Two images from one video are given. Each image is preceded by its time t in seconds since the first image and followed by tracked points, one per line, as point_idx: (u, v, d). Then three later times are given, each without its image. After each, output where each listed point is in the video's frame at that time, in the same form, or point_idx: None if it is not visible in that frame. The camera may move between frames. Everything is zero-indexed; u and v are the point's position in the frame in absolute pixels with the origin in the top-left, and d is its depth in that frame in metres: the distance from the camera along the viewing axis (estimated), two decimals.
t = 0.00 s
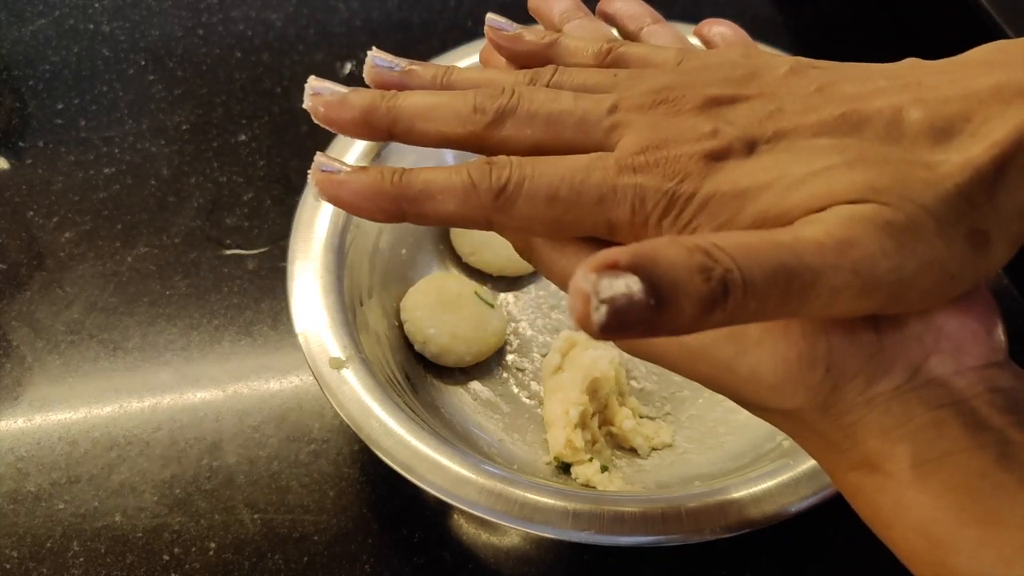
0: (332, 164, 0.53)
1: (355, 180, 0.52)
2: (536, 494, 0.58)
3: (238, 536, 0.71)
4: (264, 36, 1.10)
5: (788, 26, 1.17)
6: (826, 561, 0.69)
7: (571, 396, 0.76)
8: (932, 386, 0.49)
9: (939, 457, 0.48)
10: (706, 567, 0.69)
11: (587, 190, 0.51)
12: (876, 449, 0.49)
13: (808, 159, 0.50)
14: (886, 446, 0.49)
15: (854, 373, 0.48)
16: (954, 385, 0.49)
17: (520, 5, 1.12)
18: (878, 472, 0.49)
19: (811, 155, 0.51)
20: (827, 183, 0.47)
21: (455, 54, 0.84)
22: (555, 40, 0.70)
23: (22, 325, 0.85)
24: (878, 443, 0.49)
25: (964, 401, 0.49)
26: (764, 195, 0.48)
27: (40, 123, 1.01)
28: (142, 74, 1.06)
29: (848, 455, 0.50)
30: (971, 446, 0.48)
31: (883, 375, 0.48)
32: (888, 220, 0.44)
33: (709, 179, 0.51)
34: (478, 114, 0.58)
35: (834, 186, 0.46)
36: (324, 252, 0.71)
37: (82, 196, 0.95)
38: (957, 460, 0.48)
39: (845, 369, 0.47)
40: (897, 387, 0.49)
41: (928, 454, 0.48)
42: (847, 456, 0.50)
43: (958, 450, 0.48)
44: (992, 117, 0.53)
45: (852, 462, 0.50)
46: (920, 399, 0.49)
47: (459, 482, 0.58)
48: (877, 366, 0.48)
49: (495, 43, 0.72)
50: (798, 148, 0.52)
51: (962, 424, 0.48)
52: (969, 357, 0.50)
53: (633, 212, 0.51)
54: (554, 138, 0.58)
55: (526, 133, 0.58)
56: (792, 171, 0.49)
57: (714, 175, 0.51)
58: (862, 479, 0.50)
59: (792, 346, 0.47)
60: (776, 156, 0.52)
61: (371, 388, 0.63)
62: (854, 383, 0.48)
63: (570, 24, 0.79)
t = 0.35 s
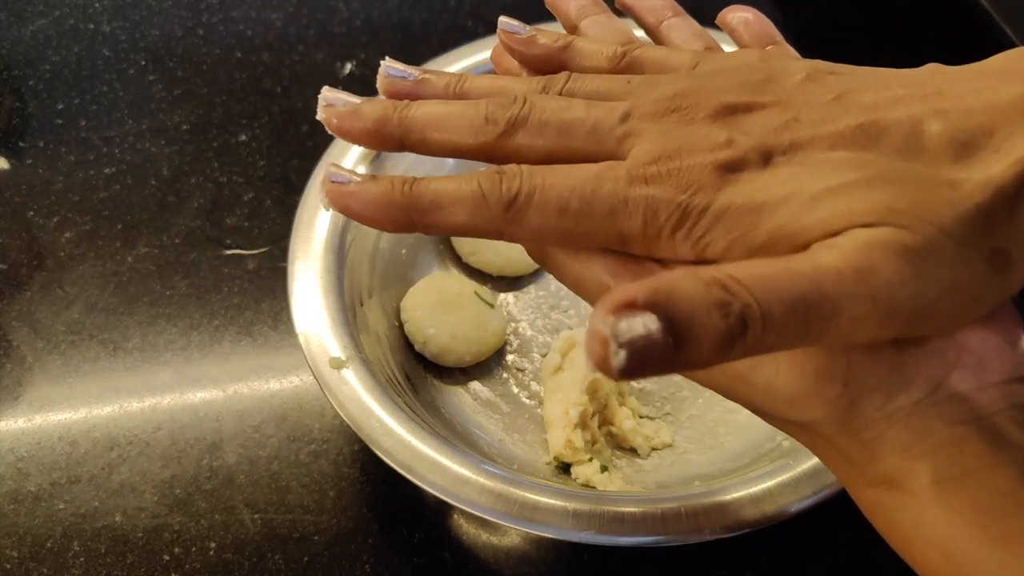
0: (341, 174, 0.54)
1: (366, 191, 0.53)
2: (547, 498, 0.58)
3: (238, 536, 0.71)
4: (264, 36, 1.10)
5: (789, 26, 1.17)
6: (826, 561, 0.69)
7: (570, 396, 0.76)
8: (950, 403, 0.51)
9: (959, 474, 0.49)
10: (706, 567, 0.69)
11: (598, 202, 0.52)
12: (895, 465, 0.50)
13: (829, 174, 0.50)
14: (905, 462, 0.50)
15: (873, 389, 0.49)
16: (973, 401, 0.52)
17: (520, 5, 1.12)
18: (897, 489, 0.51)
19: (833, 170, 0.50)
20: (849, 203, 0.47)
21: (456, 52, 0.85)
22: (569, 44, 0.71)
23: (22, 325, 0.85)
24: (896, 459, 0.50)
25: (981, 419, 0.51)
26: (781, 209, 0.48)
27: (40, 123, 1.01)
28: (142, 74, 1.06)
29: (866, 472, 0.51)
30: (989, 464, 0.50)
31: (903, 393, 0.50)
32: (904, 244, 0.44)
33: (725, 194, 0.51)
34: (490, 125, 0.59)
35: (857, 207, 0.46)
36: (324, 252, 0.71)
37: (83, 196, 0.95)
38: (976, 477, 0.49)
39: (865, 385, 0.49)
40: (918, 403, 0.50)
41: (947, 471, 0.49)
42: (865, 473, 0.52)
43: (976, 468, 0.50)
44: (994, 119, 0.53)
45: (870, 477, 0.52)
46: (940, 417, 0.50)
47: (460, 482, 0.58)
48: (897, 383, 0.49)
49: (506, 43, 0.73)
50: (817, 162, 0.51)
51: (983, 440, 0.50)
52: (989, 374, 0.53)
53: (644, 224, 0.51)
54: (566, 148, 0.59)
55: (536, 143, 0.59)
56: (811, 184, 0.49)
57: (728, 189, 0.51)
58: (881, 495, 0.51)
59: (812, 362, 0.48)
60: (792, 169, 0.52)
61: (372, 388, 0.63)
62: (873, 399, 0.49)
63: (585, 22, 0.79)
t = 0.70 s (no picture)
0: None
1: None
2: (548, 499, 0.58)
3: (238, 536, 0.71)
4: (264, 36, 1.09)
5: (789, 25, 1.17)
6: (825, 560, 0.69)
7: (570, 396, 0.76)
8: (936, 445, 0.54)
9: (950, 522, 0.52)
10: (706, 567, 0.69)
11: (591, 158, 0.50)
12: (886, 518, 0.54)
13: (801, 228, 0.55)
14: (896, 513, 0.54)
15: (852, 450, 0.52)
16: (957, 441, 0.54)
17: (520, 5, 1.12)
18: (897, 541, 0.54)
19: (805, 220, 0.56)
20: (823, 263, 0.53)
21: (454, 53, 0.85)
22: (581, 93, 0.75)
23: (23, 325, 0.85)
24: (887, 510, 0.54)
25: (971, 462, 0.53)
26: (759, 266, 0.54)
27: (40, 123, 1.01)
28: (142, 74, 1.06)
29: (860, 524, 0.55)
30: (982, 509, 0.52)
31: (885, 445, 0.53)
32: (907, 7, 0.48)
33: (705, 245, 0.56)
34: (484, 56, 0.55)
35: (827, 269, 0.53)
36: (324, 252, 0.71)
37: (83, 196, 0.95)
38: (970, 523, 0.52)
39: (842, 448, 0.52)
40: (899, 454, 0.54)
41: (938, 518, 0.52)
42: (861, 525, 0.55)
43: (970, 513, 0.52)
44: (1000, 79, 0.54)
45: (864, 528, 0.55)
46: (921, 463, 0.54)
47: (459, 482, 0.58)
48: (876, 440, 0.53)
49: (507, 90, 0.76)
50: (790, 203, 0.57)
51: (970, 485, 0.53)
52: (974, 410, 0.54)
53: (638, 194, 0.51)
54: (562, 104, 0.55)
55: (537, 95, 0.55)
56: (784, 240, 0.55)
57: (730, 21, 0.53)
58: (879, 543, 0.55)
59: (792, 432, 0.49)
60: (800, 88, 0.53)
61: (371, 388, 0.63)
62: (853, 458, 0.53)
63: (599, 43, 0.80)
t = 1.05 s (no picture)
0: None
1: None
2: (549, 500, 0.58)
3: (238, 536, 0.71)
4: (264, 36, 1.09)
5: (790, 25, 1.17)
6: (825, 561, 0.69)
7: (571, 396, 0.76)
8: (901, 462, 0.54)
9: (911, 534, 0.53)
10: (705, 567, 0.69)
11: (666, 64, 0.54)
12: (853, 533, 0.55)
13: (772, 256, 0.56)
14: (861, 527, 0.54)
15: (815, 471, 0.53)
16: (922, 457, 0.54)
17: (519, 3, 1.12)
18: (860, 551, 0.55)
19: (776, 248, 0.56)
20: (793, 292, 0.54)
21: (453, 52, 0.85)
22: (571, 78, 0.75)
23: (23, 325, 0.85)
24: (854, 525, 0.55)
25: (931, 476, 0.53)
26: (731, 294, 0.55)
27: (40, 123, 1.01)
28: (142, 74, 1.06)
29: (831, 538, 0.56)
30: (942, 520, 0.52)
31: (848, 464, 0.54)
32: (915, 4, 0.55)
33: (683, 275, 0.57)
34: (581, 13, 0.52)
35: (795, 296, 0.54)
36: (324, 252, 0.71)
37: (83, 196, 0.95)
38: (928, 536, 0.52)
39: (805, 469, 0.53)
40: (864, 472, 0.54)
41: (900, 530, 0.53)
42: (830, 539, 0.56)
43: (931, 525, 0.52)
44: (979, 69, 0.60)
45: (833, 541, 0.56)
46: (887, 478, 0.54)
47: (459, 482, 0.58)
48: (840, 458, 0.54)
49: (481, 67, 0.74)
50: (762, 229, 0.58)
51: (932, 497, 0.53)
52: (935, 428, 0.53)
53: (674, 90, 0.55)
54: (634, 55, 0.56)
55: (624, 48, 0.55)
56: (753, 268, 0.56)
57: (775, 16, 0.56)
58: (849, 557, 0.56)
59: (750, 451, 0.52)
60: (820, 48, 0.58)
61: (371, 387, 0.63)
62: (819, 477, 0.54)
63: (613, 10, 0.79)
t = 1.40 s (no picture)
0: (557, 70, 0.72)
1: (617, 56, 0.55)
2: (551, 500, 0.57)
3: (238, 536, 0.71)
4: (264, 36, 1.09)
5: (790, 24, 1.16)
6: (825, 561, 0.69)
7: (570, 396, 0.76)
8: (911, 461, 0.54)
9: (919, 534, 0.52)
10: (705, 567, 0.69)
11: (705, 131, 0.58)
12: (861, 527, 0.55)
13: (803, 239, 0.54)
14: (871, 522, 0.54)
15: (825, 460, 0.53)
16: (933, 456, 0.53)
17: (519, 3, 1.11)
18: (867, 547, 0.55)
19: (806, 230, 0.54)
20: (820, 278, 0.52)
21: (452, 52, 0.85)
22: (619, 71, 0.74)
23: (23, 325, 0.85)
24: (861, 519, 0.54)
25: (943, 476, 0.53)
26: (757, 272, 0.53)
27: (40, 124, 1.01)
28: (142, 74, 1.06)
29: (838, 531, 0.56)
30: (953, 520, 0.52)
31: (859, 456, 0.54)
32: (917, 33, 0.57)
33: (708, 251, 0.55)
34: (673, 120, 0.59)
35: (820, 280, 0.52)
36: (324, 252, 0.70)
37: (83, 196, 0.95)
38: (936, 535, 0.52)
39: (815, 458, 0.53)
40: (874, 467, 0.54)
41: (909, 530, 0.53)
42: (837, 532, 0.56)
43: (940, 526, 0.52)
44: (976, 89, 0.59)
45: (839, 535, 0.56)
46: (897, 475, 0.54)
47: (459, 482, 0.58)
48: (851, 449, 0.53)
49: (535, 69, 0.75)
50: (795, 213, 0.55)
51: (942, 498, 0.52)
52: (950, 429, 0.53)
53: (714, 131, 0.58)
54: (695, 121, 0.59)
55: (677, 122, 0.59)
56: (782, 249, 0.54)
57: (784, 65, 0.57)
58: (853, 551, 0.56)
59: (760, 434, 0.52)
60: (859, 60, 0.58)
61: (371, 388, 0.63)
62: (828, 468, 0.54)
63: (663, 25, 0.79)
